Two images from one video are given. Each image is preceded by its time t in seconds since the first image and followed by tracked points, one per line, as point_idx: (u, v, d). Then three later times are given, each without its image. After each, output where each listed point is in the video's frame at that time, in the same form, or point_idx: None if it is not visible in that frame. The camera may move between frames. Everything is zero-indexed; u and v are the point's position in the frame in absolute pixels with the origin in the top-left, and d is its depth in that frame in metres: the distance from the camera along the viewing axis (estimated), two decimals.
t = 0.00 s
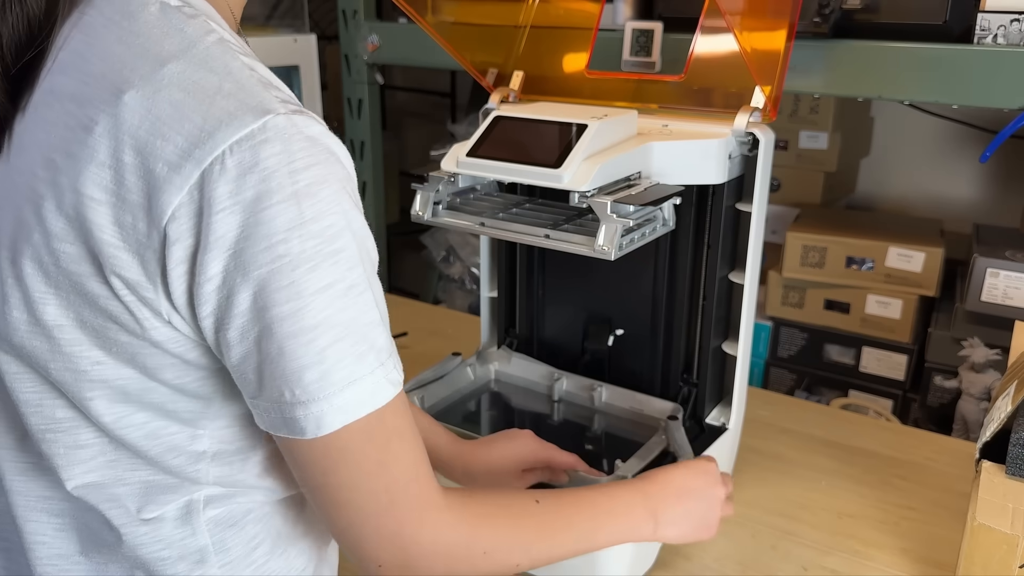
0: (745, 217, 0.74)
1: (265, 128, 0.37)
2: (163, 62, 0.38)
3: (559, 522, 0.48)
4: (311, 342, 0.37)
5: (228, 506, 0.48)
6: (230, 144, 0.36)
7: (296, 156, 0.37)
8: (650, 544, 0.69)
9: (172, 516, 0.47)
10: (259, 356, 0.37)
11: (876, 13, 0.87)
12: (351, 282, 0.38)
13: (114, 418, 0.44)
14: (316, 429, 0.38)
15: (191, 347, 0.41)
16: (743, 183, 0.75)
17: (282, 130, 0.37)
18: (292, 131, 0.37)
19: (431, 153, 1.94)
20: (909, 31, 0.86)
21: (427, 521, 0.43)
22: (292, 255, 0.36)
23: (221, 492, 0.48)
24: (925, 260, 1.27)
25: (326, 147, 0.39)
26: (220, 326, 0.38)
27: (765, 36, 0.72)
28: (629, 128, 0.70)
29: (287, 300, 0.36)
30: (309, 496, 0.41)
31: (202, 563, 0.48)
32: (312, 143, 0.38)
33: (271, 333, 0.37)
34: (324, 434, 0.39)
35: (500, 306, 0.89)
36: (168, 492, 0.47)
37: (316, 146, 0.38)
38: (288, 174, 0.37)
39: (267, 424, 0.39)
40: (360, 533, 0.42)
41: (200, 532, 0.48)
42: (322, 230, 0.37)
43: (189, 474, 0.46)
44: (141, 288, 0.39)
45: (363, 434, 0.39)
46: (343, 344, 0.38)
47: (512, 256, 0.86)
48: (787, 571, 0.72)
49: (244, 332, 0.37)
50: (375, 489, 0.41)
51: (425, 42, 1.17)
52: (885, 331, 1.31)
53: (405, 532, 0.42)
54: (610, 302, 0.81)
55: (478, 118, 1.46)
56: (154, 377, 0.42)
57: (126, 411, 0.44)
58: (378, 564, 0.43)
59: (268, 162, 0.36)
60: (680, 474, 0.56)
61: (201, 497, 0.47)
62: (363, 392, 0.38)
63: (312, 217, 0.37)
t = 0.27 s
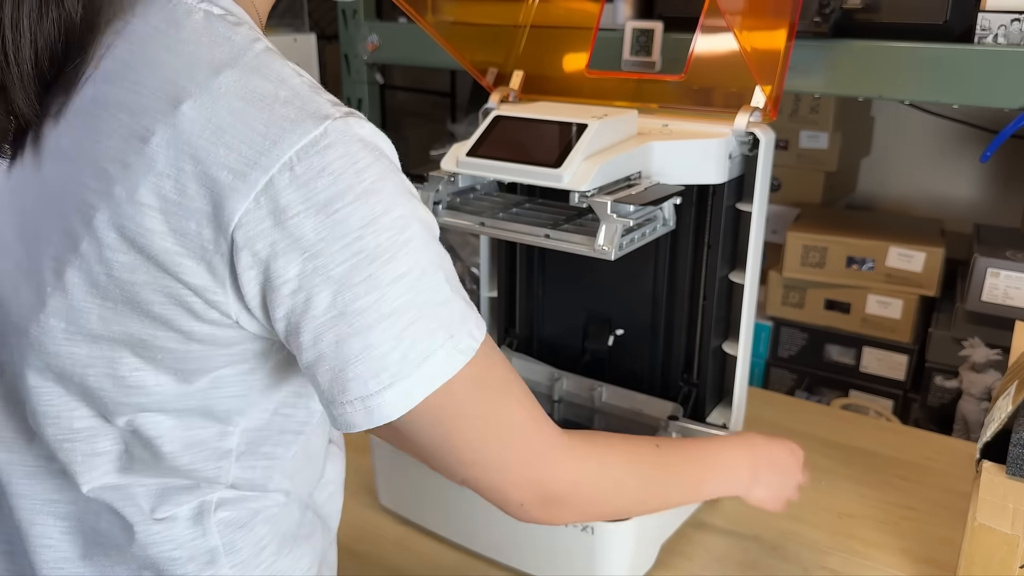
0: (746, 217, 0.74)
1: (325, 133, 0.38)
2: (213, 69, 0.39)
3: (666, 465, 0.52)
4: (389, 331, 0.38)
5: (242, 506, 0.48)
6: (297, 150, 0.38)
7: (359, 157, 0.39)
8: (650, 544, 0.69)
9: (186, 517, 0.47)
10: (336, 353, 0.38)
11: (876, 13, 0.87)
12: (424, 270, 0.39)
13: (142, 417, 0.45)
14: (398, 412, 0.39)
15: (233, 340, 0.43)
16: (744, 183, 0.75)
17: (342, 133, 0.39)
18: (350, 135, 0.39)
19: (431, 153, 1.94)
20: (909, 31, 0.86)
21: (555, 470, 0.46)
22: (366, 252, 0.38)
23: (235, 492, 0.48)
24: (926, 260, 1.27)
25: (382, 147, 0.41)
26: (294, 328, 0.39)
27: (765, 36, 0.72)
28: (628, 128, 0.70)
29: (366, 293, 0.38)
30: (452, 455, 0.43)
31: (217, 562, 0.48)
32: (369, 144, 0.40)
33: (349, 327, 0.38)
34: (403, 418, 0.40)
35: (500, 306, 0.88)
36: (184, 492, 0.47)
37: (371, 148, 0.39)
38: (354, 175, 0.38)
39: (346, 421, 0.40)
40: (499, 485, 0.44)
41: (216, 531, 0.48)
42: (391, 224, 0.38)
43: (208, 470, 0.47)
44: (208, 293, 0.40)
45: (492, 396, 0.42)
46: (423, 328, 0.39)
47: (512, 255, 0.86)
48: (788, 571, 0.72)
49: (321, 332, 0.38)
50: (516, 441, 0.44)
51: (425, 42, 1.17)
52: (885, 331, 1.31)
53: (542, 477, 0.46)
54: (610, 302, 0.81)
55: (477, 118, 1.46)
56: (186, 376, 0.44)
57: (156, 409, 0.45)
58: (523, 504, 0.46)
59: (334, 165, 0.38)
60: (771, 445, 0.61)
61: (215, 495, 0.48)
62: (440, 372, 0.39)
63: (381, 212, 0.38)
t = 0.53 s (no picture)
0: (746, 217, 0.74)
1: (139, 109, 0.36)
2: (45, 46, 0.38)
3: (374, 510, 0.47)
4: (175, 328, 0.35)
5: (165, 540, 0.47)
6: (102, 124, 0.36)
7: (170, 137, 0.36)
8: (650, 544, 0.69)
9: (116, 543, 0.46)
10: (122, 343, 0.36)
11: (876, 14, 0.87)
12: (226, 270, 0.36)
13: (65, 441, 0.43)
14: (183, 421, 0.36)
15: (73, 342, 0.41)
16: (744, 183, 0.75)
17: (157, 110, 0.36)
18: (173, 113, 0.37)
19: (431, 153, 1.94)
20: (908, 31, 0.86)
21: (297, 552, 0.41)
22: (160, 238, 0.35)
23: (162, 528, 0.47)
24: (925, 260, 1.27)
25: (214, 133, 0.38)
26: (82, 312, 0.36)
27: (765, 36, 0.71)
28: (629, 128, 0.70)
29: (153, 284, 0.35)
30: (191, 539, 0.38)
31: None
32: (190, 126, 0.37)
33: (136, 318, 0.35)
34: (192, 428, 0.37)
35: (500, 306, 0.89)
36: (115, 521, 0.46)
37: (192, 130, 0.37)
38: (159, 155, 0.36)
39: (130, 422, 0.37)
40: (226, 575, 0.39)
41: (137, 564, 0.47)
42: (196, 214, 0.36)
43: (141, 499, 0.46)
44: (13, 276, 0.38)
45: (248, 460, 0.38)
46: (216, 332, 0.36)
47: (512, 256, 0.86)
48: (788, 572, 0.72)
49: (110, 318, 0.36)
50: (263, 518, 0.39)
51: (424, 42, 1.17)
52: (885, 330, 1.31)
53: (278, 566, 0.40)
54: (610, 302, 0.81)
55: (478, 118, 1.46)
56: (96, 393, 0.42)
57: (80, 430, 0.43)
58: None
59: (136, 144, 0.36)
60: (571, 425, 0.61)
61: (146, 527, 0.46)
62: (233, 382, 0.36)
63: (184, 200, 0.36)
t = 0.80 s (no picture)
0: (744, 218, 0.75)
1: None
2: None
3: (277, 451, 0.48)
4: (30, 278, 0.36)
5: (67, 526, 0.48)
6: None
7: (26, 109, 0.37)
8: (650, 542, 0.70)
9: (20, 520, 0.46)
10: None
11: (873, 15, 0.87)
12: (82, 227, 0.36)
13: None
14: (37, 363, 0.37)
15: None
16: (742, 184, 0.76)
17: (18, 84, 0.37)
18: (33, 88, 0.38)
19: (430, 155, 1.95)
20: (905, 33, 0.87)
21: (207, 457, 0.44)
22: (15, 197, 0.36)
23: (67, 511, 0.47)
24: (923, 261, 1.27)
25: (75, 108, 0.39)
26: None
27: (763, 37, 0.72)
28: (628, 129, 0.71)
29: (8, 236, 0.36)
30: (106, 455, 0.40)
31: None
32: (50, 100, 0.38)
33: None
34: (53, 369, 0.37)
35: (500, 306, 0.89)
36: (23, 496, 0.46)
37: (45, 103, 0.37)
38: (15, 123, 0.36)
39: None
40: (149, 478, 0.41)
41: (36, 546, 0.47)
42: (49, 175, 0.36)
43: (54, 478, 0.46)
44: None
45: (145, 376, 0.39)
46: (73, 282, 0.36)
47: (512, 256, 0.87)
48: (785, 570, 0.73)
49: None
50: (170, 428, 0.41)
51: (425, 44, 1.17)
52: (883, 330, 1.32)
53: (189, 468, 0.43)
54: (610, 302, 0.82)
55: (479, 119, 1.46)
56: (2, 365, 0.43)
57: None
58: (174, 499, 0.43)
59: None
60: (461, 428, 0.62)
61: (65, 505, 0.47)
62: (84, 334, 0.37)
63: (39, 163, 0.36)
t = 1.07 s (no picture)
0: (744, 218, 0.75)
1: None
2: None
3: (276, 450, 0.49)
4: (11, 273, 0.35)
5: (59, 510, 0.48)
6: None
7: (7, 108, 0.36)
8: (650, 542, 0.70)
9: (12, 504, 0.46)
10: None
11: (873, 15, 0.87)
12: (65, 224, 0.36)
13: None
14: (20, 358, 0.36)
15: None
16: (742, 184, 0.76)
17: None
18: (14, 88, 0.37)
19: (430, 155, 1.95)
20: (905, 33, 0.87)
21: (203, 446, 0.44)
22: None
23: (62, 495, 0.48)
24: (923, 261, 1.27)
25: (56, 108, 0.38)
26: None
27: (763, 38, 0.72)
28: (629, 129, 0.71)
29: None
30: (103, 444, 0.40)
31: (18, 560, 0.48)
32: (31, 100, 0.37)
33: None
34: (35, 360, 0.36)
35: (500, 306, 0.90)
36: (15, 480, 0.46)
37: (27, 103, 0.37)
38: None
39: None
40: (145, 466, 0.42)
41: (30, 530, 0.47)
42: (31, 173, 0.36)
43: (49, 463, 0.46)
44: None
45: (136, 367, 0.39)
46: (57, 279, 0.36)
47: (513, 257, 0.87)
48: (786, 570, 0.73)
49: None
50: (164, 418, 0.41)
51: (425, 44, 1.18)
52: (883, 330, 1.32)
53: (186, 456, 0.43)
54: (610, 302, 0.82)
55: (479, 120, 1.47)
56: None
57: None
58: (170, 485, 0.43)
59: None
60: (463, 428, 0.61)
61: (58, 490, 0.47)
62: (67, 329, 0.36)
63: (20, 161, 0.36)
